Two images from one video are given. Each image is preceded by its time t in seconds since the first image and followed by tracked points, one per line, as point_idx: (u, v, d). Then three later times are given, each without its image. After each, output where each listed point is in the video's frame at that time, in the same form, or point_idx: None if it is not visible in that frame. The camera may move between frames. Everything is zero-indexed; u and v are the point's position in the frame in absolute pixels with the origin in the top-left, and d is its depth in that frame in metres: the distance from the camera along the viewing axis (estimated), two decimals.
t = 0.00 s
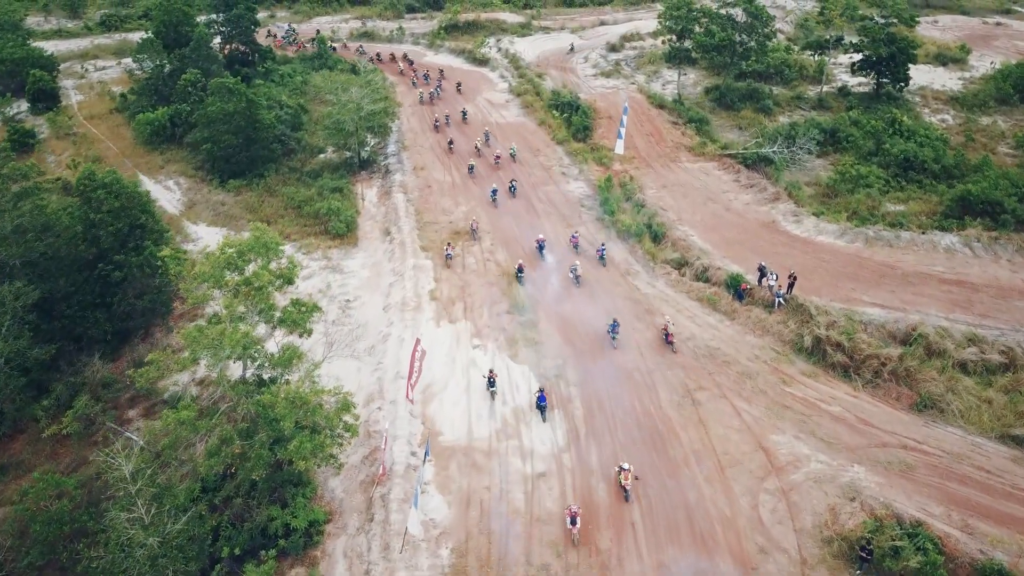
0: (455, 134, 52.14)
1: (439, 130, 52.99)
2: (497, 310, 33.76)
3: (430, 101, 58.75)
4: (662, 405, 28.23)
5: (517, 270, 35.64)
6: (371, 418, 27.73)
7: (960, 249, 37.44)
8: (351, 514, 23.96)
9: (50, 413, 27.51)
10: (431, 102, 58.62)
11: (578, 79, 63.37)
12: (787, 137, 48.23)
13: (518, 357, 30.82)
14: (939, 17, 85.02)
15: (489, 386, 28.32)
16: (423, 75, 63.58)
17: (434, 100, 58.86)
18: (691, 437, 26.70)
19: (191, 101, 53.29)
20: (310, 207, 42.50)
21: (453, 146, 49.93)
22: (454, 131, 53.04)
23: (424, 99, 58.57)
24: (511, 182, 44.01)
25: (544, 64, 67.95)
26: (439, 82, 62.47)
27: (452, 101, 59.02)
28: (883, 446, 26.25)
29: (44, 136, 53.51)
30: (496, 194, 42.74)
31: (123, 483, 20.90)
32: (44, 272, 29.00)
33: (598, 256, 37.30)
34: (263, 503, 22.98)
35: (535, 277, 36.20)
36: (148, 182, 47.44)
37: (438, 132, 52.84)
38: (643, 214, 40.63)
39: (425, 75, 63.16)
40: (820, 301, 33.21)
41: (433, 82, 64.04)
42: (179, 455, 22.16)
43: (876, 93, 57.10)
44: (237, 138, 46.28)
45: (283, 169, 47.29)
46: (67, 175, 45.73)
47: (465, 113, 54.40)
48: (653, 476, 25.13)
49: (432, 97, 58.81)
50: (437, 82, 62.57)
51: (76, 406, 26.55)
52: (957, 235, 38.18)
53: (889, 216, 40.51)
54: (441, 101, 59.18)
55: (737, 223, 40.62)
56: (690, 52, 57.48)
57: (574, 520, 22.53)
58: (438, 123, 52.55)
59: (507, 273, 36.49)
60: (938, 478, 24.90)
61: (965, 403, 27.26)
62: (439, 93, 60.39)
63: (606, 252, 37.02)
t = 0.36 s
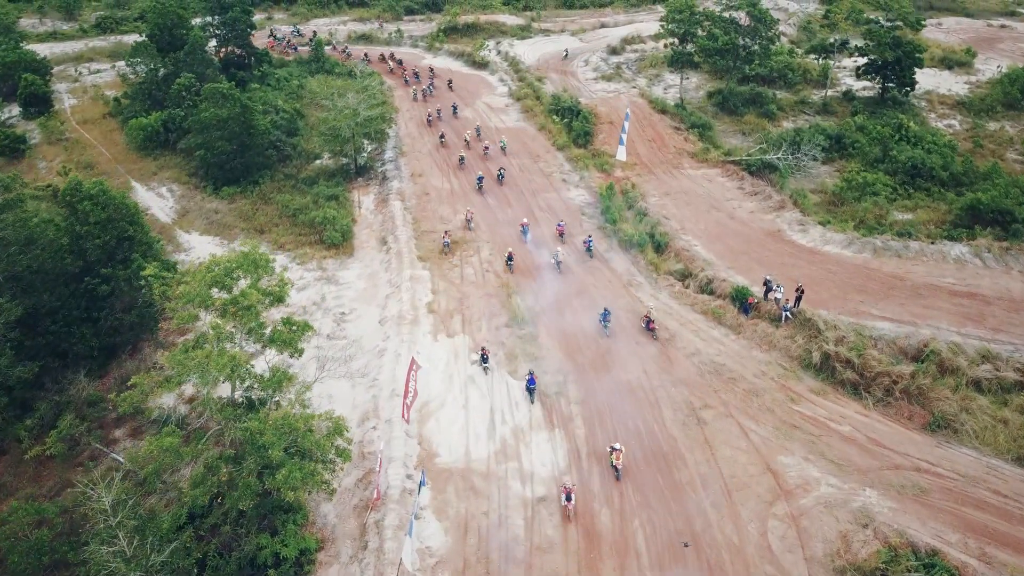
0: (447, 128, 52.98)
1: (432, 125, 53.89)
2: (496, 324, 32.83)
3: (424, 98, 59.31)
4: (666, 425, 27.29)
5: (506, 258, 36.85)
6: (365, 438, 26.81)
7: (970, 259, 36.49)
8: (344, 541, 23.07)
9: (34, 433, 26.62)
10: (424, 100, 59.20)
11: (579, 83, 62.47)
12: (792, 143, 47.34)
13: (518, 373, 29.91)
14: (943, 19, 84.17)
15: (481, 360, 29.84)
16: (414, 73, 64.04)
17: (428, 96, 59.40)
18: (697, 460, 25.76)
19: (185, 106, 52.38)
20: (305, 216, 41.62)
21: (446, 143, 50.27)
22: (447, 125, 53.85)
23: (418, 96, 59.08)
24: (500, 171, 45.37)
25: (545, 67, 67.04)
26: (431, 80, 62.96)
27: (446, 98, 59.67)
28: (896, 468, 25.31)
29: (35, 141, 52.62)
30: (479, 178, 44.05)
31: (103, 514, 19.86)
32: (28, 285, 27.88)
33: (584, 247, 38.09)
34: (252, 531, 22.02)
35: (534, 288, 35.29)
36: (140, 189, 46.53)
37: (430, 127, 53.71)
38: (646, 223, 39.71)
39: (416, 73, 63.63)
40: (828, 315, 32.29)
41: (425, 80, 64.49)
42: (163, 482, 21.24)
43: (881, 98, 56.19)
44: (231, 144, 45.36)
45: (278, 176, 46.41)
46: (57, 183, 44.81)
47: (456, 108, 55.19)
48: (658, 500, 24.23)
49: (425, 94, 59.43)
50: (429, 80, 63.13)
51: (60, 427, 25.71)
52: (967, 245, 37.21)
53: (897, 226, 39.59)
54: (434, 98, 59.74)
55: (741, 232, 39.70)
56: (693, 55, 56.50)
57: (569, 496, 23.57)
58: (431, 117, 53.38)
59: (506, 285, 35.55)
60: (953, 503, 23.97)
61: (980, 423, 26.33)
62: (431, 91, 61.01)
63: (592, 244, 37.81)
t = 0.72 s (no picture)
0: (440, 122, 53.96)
1: (426, 119, 54.97)
2: (496, 336, 32.02)
3: (418, 95, 59.98)
4: (672, 444, 26.47)
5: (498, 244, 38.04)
6: (362, 458, 25.99)
7: (980, 269, 35.64)
8: (339, 567, 22.21)
9: (20, 453, 25.88)
10: (417, 97, 59.89)
11: (579, 86, 61.66)
12: (797, 148, 46.50)
13: (519, 388, 29.10)
14: (947, 21, 83.43)
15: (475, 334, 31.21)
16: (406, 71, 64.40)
17: (421, 94, 60.01)
18: (704, 480, 24.96)
19: (180, 110, 51.57)
20: (302, 223, 40.80)
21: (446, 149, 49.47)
22: (445, 127, 53.63)
23: (411, 94, 59.80)
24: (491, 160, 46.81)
25: (545, 70, 66.21)
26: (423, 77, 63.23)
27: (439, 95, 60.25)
28: (910, 490, 24.48)
29: (28, 146, 51.75)
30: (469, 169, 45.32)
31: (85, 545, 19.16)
32: (14, 299, 26.96)
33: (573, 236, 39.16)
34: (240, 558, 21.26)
35: (535, 299, 34.49)
36: (134, 195, 45.65)
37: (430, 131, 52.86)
38: (649, 231, 38.89)
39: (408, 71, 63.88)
40: (837, 327, 31.48)
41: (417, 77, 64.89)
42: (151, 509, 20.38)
43: (886, 102, 55.36)
44: (226, 150, 44.55)
45: (274, 182, 45.59)
46: (49, 189, 43.95)
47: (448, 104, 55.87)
48: (664, 523, 23.41)
49: (418, 91, 60.01)
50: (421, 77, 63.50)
51: (46, 446, 25.29)
52: (977, 255, 36.36)
53: (906, 234, 38.79)
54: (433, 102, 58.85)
55: (746, 241, 38.89)
56: (695, 59, 55.66)
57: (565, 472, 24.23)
58: (424, 113, 54.26)
59: (507, 296, 34.75)
60: (970, 526, 23.14)
61: (996, 442, 25.49)
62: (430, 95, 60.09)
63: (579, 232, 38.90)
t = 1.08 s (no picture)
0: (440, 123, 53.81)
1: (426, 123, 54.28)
2: (498, 348, 31.29)
3: (412, 91, 60.70)
4: (678, 460, 25.76)
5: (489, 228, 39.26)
6: (359, 475, 25.27)
7: (991, 278, 34.86)
8: None
9: (8, 471, 25.25)
10: (412, 93, 60.55)
11: (581, 89, 60.93)
12: (803, 153, 45.75)
13: (520, 402, 28.40)
14: (952, 23, 82.74)
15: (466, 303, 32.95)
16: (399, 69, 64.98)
17: (415, 90, 60.66)
18: (711, 499, 24.25)
19: (177, 113, 50.82)
20: (299, 230, 40.07)
21: (447, 154, 48.77)
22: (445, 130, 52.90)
23: (405, 90, 60.51)
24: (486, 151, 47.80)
25: (546, 72, 65.44)
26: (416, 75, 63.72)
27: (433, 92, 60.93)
28: (924, 510, 23.76)
29: (23, 150, 51.05)
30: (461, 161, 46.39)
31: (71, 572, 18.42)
32: (3, 311, 26.15)
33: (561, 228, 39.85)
34: None
35: (536, 309, 33.80)
36: (129, 201, 44.94)
37: (430, 135, 52.12)
38: (653, 238, 38.15)
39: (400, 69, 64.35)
40: (846, 339, 30.77)
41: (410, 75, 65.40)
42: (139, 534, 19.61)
43: (893, 105, 54.42)
44: (223, 156, 43.86)
45: (272, 187, 44.86)
46: (43, 195, 43.20)
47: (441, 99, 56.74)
48: (671, 544, 22.69)
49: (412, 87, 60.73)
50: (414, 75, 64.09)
51: (35, 463, 24.67)
52: (988, 263, 35.57)
53: (915, 241, 38.08)
54: (433, 105, 58.11)
55: (753, 248, 38.18)
56: (699, 62, 54.59)
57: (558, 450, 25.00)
58: (419, 107, 55.30)
59: (508, 306, 34.04)
60: (986, 549, 22.42)
61: (1012, 459, 24.76)
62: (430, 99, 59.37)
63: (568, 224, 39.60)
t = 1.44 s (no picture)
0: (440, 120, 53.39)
1: (427, 126, 53.66)
2: (500, 359, 30.64)
3: (406, 89, 61.40)
4: (686, 476, 25.14)
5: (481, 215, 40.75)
6: (359, 493, 24.61)
7: (1002, 286, 34.15)
8: None
9: None
10: (405, 91, 61.29)
11: (583, 91, 60.35)
12: (810, 158, 45.09)
13: (524, 415, 27.78)
14: (956, 24, 82.06)
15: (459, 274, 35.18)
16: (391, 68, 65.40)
17: (408, 88, 61.36)
18: (721, 517, 23.60)
19: (174, 117, 50.21)
20: (298, 237, 39.44)
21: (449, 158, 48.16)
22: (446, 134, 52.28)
23: (398, 87, 61.23)
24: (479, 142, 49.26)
25: (547, 74, 64.82)
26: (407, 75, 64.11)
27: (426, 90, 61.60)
28: (940, 529, 23.09)
29: (18, 154, 50.43)
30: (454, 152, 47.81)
31: None
32: None
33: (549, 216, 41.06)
34: None
35: (539, 318, 33.17)
36: (126, 206, 44.32)
37: (431, 139, 51.52)
38: (658, 245, 37.51)
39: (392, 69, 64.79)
40: (856, 351, 30.13)
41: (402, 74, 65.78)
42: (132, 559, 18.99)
43: (899, 108, 54.17)
44: (221, 161, 43.14)
45: (270, 193, 44.24)
46: (39, 200, 42.59)
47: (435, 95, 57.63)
48: (680, 565, 22.04)
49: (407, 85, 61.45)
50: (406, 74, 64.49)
51: (26, 480, 24.08)
52: (999, 271, 34.88)
53: (924, 249, 37.47)
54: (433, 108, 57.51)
55: (759, 256, 37.56)
56: (703, 65, 54.17)
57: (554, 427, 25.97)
58: (415, 102, 56.38)
59: (511, 315, 33.38)
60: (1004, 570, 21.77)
61: None
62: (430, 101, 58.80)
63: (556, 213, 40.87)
